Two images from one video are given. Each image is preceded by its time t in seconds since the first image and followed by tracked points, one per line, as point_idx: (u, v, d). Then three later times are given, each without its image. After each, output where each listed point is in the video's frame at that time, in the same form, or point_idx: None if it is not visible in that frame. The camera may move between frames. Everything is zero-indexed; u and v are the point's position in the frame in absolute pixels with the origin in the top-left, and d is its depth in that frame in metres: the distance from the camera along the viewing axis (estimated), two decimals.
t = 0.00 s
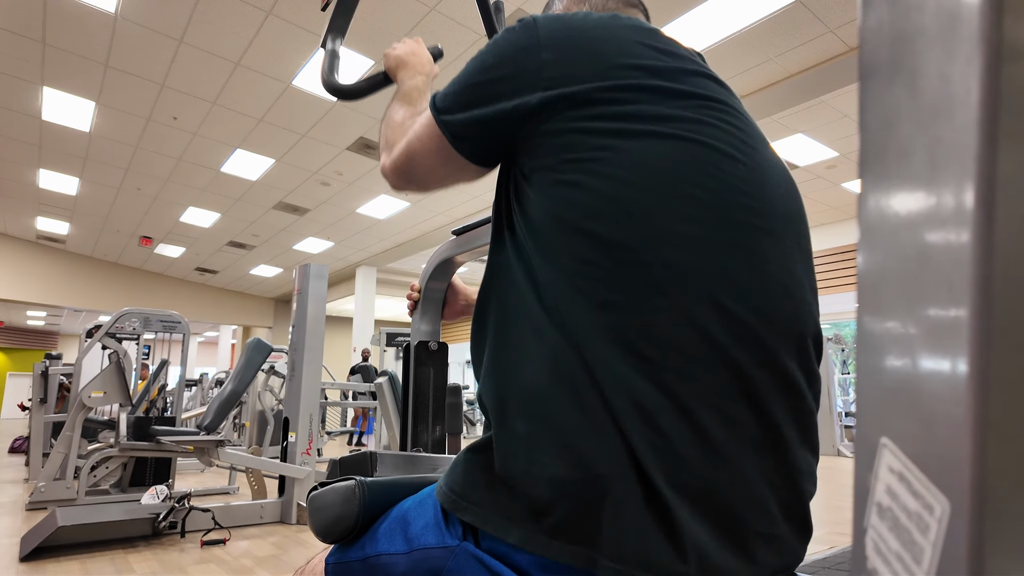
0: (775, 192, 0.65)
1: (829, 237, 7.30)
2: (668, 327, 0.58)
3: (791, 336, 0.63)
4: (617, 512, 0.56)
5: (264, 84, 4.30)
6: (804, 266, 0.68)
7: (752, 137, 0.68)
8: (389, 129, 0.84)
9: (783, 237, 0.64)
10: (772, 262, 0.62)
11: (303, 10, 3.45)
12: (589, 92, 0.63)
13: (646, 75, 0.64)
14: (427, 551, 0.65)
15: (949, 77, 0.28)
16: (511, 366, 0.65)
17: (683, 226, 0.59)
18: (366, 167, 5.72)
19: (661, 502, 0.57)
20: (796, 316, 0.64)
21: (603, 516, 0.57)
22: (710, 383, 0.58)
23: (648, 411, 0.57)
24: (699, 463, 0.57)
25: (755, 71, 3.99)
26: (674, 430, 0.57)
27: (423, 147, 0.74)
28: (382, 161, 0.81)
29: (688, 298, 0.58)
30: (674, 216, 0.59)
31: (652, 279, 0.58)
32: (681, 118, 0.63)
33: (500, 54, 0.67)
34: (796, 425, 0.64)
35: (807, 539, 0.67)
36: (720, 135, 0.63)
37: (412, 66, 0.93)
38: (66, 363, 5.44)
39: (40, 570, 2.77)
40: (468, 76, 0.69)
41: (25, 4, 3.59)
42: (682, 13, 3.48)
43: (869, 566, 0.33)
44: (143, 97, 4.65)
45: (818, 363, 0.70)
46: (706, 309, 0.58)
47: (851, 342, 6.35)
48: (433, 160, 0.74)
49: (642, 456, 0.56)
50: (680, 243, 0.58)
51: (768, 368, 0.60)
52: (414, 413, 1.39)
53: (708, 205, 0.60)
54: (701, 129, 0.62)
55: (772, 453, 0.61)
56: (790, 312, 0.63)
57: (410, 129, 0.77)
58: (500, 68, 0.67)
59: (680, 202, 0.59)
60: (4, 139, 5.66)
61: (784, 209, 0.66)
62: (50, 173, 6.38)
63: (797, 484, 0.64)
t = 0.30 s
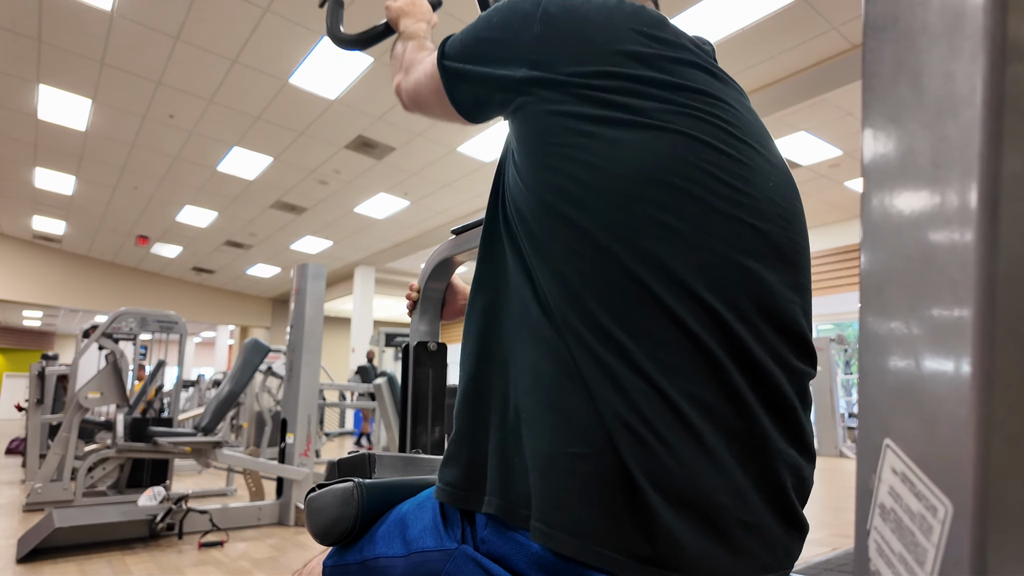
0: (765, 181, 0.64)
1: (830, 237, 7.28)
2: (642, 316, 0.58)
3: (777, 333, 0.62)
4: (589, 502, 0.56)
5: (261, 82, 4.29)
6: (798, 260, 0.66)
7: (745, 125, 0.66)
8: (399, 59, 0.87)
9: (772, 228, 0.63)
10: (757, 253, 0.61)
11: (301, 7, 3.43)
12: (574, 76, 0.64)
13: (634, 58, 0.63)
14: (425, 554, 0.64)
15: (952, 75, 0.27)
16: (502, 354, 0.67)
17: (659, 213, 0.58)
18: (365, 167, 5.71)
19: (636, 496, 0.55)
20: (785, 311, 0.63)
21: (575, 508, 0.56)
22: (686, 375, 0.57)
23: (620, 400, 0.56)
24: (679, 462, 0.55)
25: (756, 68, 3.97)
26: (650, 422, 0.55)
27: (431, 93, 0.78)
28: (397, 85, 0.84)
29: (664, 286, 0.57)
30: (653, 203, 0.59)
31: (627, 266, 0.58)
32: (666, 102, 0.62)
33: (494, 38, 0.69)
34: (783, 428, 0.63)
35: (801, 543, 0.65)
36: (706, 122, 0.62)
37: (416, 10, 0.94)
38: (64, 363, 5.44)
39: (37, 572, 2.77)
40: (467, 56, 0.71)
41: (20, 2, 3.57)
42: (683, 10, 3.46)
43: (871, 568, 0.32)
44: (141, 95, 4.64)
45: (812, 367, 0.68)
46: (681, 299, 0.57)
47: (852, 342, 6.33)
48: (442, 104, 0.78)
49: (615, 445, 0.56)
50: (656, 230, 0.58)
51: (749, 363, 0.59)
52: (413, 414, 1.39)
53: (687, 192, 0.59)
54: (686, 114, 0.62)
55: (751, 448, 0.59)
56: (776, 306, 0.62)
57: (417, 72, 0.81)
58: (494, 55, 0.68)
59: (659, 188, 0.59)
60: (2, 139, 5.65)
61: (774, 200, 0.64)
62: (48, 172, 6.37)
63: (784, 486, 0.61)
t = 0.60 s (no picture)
0: (758, 177, 0.64)
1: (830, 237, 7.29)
2: (632, 311, 0.58)
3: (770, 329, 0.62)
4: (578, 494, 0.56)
5: (262, 82, 4.29)
6: (793, 259, 0.66)
7: (739, 120, 0.66)
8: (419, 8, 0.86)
9: (765, 226, 0.63)
10: (748, 247, 0.61)
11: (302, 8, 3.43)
12: (564, 68, 0.64)
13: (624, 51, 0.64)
14: (425, 554, 0.64)
15: (952, 75, 0.28)
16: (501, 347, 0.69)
17: (648, 206, 0.59)
18: (365, 167, 5.71)
19: (624, 489, 0.56)
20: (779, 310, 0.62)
21: (562, 500, 0.57)
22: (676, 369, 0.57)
23: (609, 392, 0.57)
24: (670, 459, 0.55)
25: (755, 69, 3.98)
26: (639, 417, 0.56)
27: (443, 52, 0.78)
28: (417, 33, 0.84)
29: (652, 280, 0.58)
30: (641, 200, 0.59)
31: (616, 261, 0.59)
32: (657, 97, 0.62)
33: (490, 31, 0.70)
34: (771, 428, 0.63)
35: (799, 543, 0.65)
36: (696, 114, 0.62)
37: None
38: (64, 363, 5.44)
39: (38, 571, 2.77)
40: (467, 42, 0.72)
41: (21, 2, 3.58)
42: (683, 11, 3.47)
43: (870, 567, 0.32)
44: (141, 95, 4.64)
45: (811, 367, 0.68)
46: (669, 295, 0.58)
47: (851, 342, 6.34)
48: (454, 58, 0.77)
49: (604, 437, 0.56)
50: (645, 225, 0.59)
51: (739, 362, 0.60)
52: (414, 415, 1.39)
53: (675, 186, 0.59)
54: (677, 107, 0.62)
55: (739, 446, 0.59)
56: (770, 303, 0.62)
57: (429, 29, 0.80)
58: (487, 42, 0.69)
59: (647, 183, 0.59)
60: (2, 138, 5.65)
61: (769, 195, 0.64)
62: (48, 172, 6.36)
63: (778, 484, 0.61)
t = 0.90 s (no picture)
0: (750, 175, 0.64)
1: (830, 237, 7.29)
2: (623, 309, 0.58)
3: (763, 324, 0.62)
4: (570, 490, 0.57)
5: (262, 82, 4.29)
6: (787, 257, 0.66)
7: (733, 118, 0.67)
8: None
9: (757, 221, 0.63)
10: (739, 243, 0.61)
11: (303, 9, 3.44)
12: (557, 70, 0.65)
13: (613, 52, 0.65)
14: (423, 553, 0.64)
15: (952, 75, 0.28)
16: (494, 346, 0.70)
17: (637, 204, 0.59)
18: (365, 167, 5.72)
19: (617, 484, 0.56)
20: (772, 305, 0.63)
21: (553, 495, 0.57)
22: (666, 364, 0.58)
23: (599, 387, 0.57)
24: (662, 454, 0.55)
25: (756, 69, 3.98)
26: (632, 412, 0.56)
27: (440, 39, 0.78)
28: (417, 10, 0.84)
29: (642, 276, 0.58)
30: (632, 197, 0.60)
31: (606, 258, 0.59)
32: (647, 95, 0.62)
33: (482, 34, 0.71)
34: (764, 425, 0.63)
35: (797, 540, 0.65)
36: (684, 110, 0.62)
37: None
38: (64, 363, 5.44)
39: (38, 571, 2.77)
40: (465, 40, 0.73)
41: (22, 2, 3.58)
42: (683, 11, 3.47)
43: (870, 567, 0.32)
44: (141, 95, 4.64)
45: (807, 364, 0.68)
46: (660, 289, 0.58)
47: (851, 342, 6.34)
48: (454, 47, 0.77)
49: (596, 433, 0.56)
50: (634, 221, 0.59)
51: (731, 360, 0.60)
52: (414, 414, 1.39)
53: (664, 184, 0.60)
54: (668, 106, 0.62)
55: (733, 441, 0.60)
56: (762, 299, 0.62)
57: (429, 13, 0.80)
58: (480, 42, 0.70)
59: (635, 181, 0.60)
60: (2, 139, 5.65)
61: (762, 194, 0.64)
62: (48, 172, 6.36)
63: (772, 480, 0.62)
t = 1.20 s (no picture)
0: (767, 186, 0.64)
1: (830, 237, 7.28)
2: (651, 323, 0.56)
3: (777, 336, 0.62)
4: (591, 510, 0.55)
5: (261, 82, 4.29)
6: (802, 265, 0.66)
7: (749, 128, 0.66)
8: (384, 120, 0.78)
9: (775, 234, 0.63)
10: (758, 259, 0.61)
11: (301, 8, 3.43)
12: (582, 77, 0.60)
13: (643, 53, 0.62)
14: (424, 554, 0.64)
15: (954, 73, 0.27)
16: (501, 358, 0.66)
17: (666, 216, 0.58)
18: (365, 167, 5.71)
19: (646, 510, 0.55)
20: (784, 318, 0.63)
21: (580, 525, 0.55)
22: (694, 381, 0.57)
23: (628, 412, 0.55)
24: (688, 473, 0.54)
25: (756, 68, 3.97)
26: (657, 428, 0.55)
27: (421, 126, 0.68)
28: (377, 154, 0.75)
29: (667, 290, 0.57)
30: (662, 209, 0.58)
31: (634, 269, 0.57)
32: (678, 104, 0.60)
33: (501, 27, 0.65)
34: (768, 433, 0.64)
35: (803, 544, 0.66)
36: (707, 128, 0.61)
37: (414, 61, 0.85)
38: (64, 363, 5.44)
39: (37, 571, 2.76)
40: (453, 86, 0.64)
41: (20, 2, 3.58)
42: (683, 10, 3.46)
43: (871, 568, 0.31)
44: (141, 95, 4.64)
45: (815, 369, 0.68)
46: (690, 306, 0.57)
47: (852, 342, 6.33)
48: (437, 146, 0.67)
49: (623, 453, 0.55)
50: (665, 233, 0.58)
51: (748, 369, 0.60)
52: (413, 414, 1.38)
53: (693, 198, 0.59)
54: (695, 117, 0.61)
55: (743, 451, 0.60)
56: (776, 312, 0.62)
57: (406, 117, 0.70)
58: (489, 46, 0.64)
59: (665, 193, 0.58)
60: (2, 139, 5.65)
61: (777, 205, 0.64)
62: (48, 172, 6.37)
63: (785, 492, 0.62)
